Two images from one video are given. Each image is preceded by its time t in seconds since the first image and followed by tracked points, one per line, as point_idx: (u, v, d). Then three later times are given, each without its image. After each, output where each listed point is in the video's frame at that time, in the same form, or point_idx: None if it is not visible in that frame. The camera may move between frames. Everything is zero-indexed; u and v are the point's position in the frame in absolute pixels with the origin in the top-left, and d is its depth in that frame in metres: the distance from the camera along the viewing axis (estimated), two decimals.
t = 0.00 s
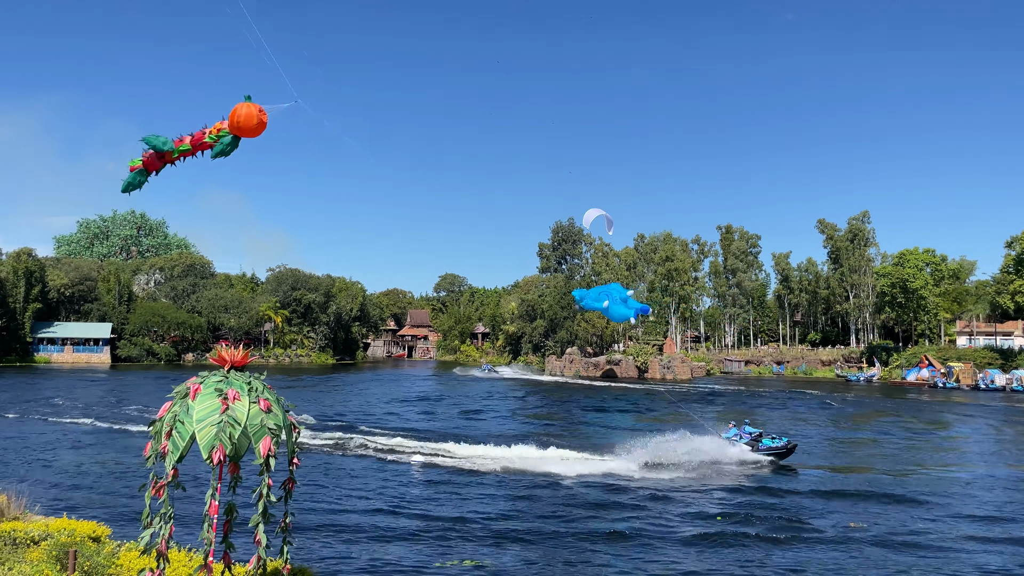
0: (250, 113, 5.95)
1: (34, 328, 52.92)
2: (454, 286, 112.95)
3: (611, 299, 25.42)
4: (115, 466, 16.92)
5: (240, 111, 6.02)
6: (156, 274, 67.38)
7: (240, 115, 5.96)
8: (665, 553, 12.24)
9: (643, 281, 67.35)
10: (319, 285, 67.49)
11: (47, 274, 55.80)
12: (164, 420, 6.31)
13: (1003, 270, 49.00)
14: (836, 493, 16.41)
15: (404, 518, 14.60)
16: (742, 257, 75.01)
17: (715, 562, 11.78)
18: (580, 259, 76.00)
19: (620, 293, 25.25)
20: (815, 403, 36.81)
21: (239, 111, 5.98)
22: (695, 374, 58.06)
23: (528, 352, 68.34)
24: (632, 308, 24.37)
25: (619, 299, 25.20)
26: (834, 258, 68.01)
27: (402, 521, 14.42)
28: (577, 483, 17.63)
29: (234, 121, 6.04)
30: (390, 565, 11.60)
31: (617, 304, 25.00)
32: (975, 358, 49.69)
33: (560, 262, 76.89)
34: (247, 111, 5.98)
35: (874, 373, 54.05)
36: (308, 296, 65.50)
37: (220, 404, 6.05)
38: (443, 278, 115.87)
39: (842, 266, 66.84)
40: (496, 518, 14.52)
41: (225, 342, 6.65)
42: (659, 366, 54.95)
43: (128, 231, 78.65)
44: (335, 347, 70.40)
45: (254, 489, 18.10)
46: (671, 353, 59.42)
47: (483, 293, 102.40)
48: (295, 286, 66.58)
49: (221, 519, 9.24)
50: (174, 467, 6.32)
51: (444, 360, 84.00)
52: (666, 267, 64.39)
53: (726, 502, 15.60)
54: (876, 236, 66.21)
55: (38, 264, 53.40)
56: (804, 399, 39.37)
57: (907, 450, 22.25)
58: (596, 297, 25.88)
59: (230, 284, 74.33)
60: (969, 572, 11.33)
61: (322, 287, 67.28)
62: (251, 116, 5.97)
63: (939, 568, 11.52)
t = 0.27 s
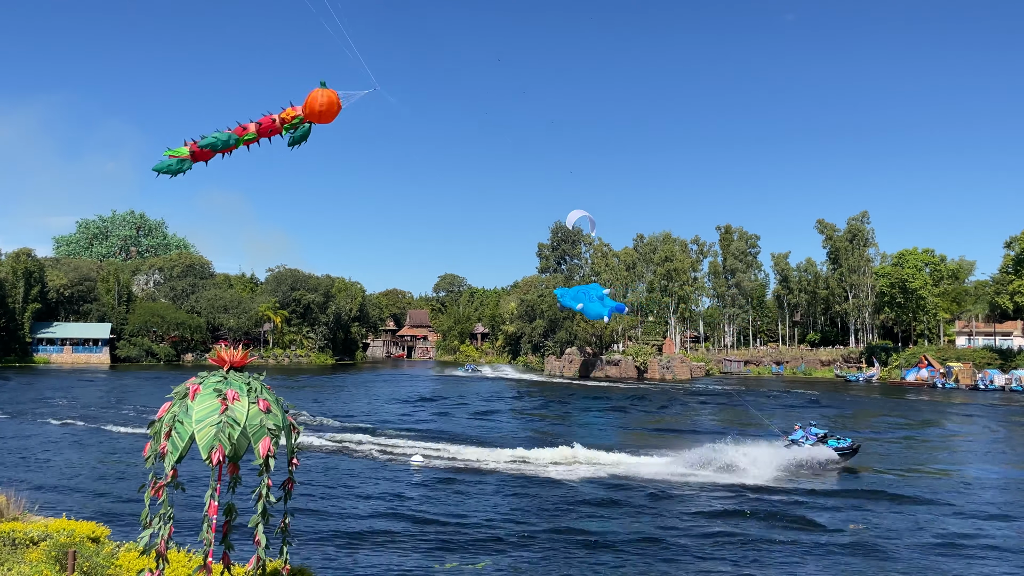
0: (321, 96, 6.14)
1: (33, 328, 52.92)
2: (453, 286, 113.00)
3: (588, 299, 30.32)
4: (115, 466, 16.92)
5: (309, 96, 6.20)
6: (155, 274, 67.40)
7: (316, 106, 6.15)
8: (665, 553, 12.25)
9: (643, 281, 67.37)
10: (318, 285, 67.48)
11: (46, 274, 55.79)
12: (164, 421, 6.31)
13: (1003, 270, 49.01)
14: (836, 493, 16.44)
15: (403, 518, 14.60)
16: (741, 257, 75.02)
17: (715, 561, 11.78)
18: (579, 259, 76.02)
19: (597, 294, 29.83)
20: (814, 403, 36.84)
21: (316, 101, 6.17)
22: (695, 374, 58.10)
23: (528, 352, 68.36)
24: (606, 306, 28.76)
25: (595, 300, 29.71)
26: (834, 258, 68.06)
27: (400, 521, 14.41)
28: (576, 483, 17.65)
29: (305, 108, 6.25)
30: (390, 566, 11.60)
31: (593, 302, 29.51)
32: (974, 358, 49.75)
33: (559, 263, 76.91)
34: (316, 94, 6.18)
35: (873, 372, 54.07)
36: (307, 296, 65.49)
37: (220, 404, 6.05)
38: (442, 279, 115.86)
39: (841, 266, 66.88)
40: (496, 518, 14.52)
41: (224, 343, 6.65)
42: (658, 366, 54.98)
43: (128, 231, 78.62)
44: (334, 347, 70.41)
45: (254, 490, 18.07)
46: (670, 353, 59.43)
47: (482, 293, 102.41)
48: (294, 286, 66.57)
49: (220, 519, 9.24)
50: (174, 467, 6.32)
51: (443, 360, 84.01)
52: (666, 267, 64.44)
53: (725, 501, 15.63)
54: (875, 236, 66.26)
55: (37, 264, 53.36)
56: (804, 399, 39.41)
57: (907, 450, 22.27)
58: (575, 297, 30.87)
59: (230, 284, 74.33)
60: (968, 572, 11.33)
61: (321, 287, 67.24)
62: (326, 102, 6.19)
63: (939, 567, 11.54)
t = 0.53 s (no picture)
0: (410, 91, 7.09)
1: (31, 328, 52.89)
2: (452, 286, 113.01)
3: (565, 298, 30.55)
4: (114, 466, 16.93)
5: (397, 89, 7.08)
6: (154, 274, 67.41)
7: (407, 100, 7.10)
8: (662, 553, 12.28)
9: (641, 282, 67.44)
10: (317, 285, 67.43)
11: (45, 275, 55.72)
12: (162, 421, 6.30)
13: (1001, 271, 49.05)
14: (834, 493, 16.47)
15: (402, 519, 14.60)
16: (740, 258, 75.07)
17: (713, 561, 11.81)
18: (578, 260, 76.04)
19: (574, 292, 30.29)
20: (813, 404, 36.90)
21: (404, 94, 7.10)
22: (694, 374, 58.11)
23: (527, 353, 68.36)
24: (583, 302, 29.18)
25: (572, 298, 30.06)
26: (832, 259, 68.12)
27: (399, 521, 14.42)
28: (574, 483, 17.67)
29: (392, 102, 7.14)
30: (388, 566, 11.61)
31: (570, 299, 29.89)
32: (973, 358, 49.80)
33: (558, 263, 76.92)
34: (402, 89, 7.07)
35: (871, 373, 54.11)
36: (306, 296, 65.45)
37: (218, 405, 6.04)
38: (441, 279, 115.80)
39: (840, 267, 66.93)
40: (494, 518, 14.53)
41: (222, 343, 6.64)
42: (657, 366, 55.01)
43: (126, 231, 78.55)
44: (333, 347, 70.38)
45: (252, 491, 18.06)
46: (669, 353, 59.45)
47: (481, 294, 102.40)
48: (293, 286, 66.55)
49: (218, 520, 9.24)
50: (172, 467, 6.32)
51: (442, 360, 84.00)
52: (664, 267, 64.53)
53: (723, 501, 15.66)
54: (873, 236, 66.33)
55: (36, 264, 53.32)
56: (802, 399, 39.45)
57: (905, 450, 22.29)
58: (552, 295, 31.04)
59: (228, 285, 74.30)
60: (965, 572, 11.36)
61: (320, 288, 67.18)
62: (413, 94, 7.17)
63: (935, 567, 11.56)
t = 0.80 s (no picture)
0: (486, 93, 10.50)
1: (28, 328, 52.82)
2: (449, 286, 113.00)
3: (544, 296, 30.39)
4: (111, 466, 16.94)
5: (475, 93, 10.59)
6: (151, 274, 67.36)
7: (479, 100, 10.62)
8: (658, 552, 12.33)
9: (639, 282, 67.52)
10: (314, 286, 67.33)
11: (41, 275, 55.60)
12: (159, 421, 6.30)
13: (998, 271, 49.17)
14: (830, 492, 16.54)
15: (399, 519, 14.64)
16: (737, 258, 75.20)
17: (708, 560, 11.88)
18: (576, 260, 76.07)
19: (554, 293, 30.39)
20: (810, 403, 37.02)
21: (479, 97, 10.62)
22: (691, 374, 58.21)
23: (524, 353, 68.36)
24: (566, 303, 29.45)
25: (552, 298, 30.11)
26: (829, 259, 68.23)
27: (396, 522, 14.44)
28: (571, 483, 17.72)
29: (471, 101, 10.64)
30: (385, 566, 11.65)
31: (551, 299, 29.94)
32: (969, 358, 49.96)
33: (556, 263, 76.96)
34: (481, 94, 10.59)
35: (868, 373, 54.18)
36: (303, 296, 65.38)
37: (215, 405, 6.05)
38: (438, 279, 115.77)
39: (837, 267, 67.06)
40: (491, 518, 14.57)
41: (220, 344, 6.66)
42: (654, 367, 55.11)
43: (123, 231, 78.44)
44: (330, 347, 70.33)
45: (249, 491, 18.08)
46: (666, 353, 59.49)
47: (479, 294, 102.35)
48: (290, 286, 66.49)
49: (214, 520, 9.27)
50: (169, 467, 6.34)
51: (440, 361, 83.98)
52: (662, 268, 64.64)
53: (718, 501, 15.74)
54: (871, 237, 66.46)
55: (32, 264, 53.21)
56: (800, 399, 39.51)
57: (900, 449, 22.40)
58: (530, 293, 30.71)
59: (225, 285, 74.18)
60: (959, 571, 11.44)
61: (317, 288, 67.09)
62: (485, 97, 10.69)
63: (929, 567, 11.63)
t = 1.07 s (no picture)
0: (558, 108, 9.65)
1: (23, 329, 52.67)
2: (446, 286, 112.99)
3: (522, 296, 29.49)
4: (105, 467, 16.88)
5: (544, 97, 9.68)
6: (146, 274, 67.17)
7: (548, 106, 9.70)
8: (654, 553, 12.34)
9: (635, 282, 67.62)
10: (310, 286, 67.26)
11: (36, 275, 55.41)
12: (155, 422, 6.31)
13: (993, 272, 49.37)
14: (824, 492, 16.60)
15: (394, 519, 14.65)
16: (733, 258, 75.38)
17: (703, 561, 11.89)
18: (572, 260, 76.16)
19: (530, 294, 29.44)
20: (805, 404, 37.16)
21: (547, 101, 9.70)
22: (687, 375, 58.36)
23: (521, 353, 68.38)
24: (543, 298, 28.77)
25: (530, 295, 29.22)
26: (825, 260, 68.45)
27: (392, 522, 14.46)
28: (567, 483, 17.76)
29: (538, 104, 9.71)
30: (381, 566, 11.64)
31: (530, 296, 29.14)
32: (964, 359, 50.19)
33: (552, 264, 77.01)
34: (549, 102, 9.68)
35: (864, 374, 54.34)
36: (299, 296, 65.30)
37: (211, 405, 6.05)
38: (435, 279, 115.74)
39: (833, 267, 67.26)
40: (487, 519, 14.57)
41: (215, 344, 6.66)
42: (651, 367, 55.19)
43: (118, 231, 78.19)
44: (327, 347, 70.28)
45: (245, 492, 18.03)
46: (663, 354, 59.61)
47: (475, 294, 102.35)
48: (286, 286, 66.38)
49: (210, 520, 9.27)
50: (165, 468, 6.34)
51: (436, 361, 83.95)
52: (658, 268, 64.78)
53: (713, 501, 15.79)
54: (866, 238, 66.71)
55: (27, 264, 53.00)
56: (795, 399, 39.63)
57: (895, 450, 22.49)
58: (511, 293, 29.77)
59: (221, 285, 74.04)
60: (951, 571, 11.51)
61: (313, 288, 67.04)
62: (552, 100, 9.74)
63: (924, 568, 11.66)
